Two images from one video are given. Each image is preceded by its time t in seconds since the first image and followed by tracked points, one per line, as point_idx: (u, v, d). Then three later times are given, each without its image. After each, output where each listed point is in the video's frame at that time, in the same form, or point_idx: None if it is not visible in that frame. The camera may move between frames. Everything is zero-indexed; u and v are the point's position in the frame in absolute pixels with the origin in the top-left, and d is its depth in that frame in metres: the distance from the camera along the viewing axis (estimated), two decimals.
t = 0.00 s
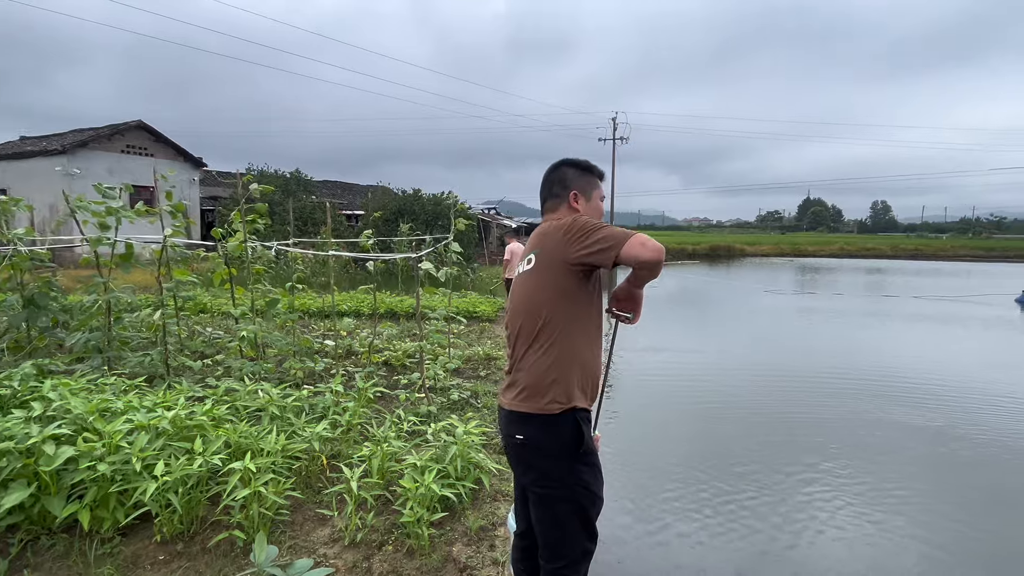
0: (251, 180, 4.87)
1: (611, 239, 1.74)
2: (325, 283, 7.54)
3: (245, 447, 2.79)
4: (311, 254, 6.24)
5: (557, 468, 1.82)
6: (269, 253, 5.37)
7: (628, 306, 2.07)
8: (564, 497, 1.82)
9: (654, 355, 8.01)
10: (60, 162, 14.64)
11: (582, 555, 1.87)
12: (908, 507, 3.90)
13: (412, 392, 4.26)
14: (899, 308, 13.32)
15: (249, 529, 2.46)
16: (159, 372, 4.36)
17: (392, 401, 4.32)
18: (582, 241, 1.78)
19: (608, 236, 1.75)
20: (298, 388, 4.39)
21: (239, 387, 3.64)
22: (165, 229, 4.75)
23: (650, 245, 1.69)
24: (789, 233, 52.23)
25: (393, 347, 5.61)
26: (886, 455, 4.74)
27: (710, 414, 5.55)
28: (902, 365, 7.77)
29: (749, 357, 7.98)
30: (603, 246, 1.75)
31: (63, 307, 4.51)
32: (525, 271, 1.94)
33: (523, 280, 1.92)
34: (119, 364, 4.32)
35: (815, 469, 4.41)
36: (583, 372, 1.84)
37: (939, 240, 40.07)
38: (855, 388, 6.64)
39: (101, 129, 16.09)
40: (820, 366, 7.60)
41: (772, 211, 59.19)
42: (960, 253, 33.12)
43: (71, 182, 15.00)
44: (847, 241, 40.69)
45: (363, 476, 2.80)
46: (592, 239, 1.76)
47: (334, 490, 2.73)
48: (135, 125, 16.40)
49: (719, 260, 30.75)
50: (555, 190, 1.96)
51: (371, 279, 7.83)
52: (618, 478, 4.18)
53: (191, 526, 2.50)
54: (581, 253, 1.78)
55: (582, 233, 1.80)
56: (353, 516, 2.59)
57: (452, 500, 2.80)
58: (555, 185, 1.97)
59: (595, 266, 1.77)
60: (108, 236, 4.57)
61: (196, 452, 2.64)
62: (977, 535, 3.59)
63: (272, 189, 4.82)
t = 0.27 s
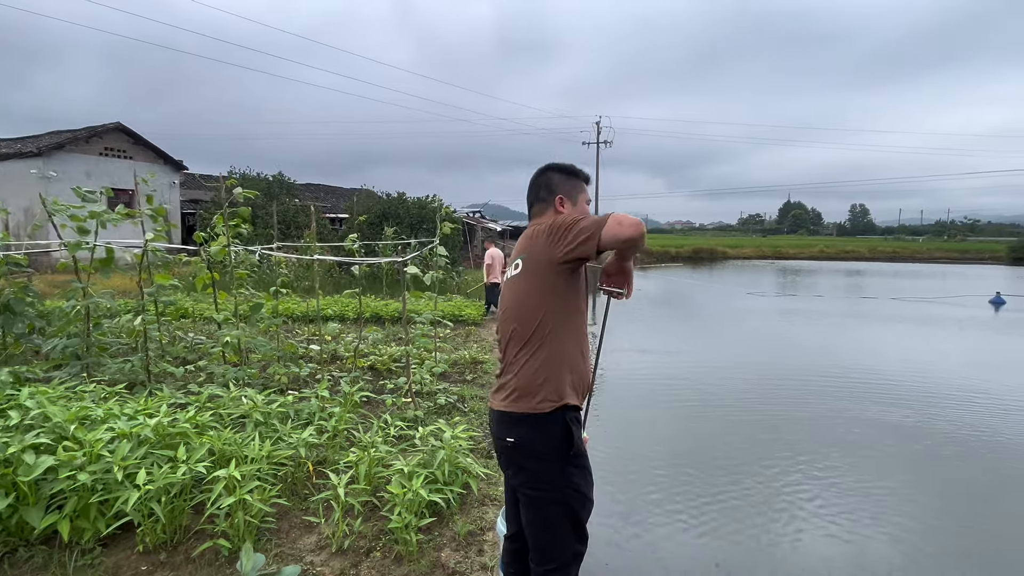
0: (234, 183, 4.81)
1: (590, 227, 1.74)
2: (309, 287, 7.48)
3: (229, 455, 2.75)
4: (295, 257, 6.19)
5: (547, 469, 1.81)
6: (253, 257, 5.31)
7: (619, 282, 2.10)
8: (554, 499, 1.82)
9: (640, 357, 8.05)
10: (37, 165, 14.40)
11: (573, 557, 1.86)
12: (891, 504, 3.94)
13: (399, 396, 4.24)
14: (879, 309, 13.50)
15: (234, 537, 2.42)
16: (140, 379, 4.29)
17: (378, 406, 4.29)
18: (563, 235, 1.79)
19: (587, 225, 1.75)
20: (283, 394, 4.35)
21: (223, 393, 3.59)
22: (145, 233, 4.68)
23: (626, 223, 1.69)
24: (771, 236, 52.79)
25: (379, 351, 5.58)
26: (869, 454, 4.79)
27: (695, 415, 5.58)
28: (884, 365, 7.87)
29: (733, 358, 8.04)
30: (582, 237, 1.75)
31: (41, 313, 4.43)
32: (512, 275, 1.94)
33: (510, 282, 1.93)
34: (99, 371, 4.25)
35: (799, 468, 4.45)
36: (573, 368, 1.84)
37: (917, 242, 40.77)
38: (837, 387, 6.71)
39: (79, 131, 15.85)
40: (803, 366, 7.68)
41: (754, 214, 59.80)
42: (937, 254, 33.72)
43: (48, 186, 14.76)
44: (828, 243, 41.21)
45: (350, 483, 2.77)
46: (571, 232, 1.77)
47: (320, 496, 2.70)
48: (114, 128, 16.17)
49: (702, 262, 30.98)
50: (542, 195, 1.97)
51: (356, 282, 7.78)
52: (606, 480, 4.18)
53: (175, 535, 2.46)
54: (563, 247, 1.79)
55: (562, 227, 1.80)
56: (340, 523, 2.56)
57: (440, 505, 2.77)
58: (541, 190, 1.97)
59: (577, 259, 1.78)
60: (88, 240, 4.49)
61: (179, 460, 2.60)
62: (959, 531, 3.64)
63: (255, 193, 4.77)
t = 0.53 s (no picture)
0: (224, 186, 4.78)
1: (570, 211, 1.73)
2: (299, 290, 7.44)
3: (220, 459, 2.72)
4: (286, 260, 6.15)
5: (543, 468, 1.81)
6: (243, 260, 5.27)
7: (610, 253, 2.07)
8: (550, 497, 1.81)
9: (632, 359, 8.06)
10: (23, 168, 14.26)
11: (570, 555, 1.85)
12: (883, 504, 3.95)
13: (392, 399, 4.22)
14: (868, 311, 13.59)
15: (226, 542, 2.40)
16: (128, 383, 4.25)
17: (371, 409, 4.27)
18: (547, 224, 1.78)
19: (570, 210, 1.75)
20: (274, 398, 4.32)
21: (213, 397, 3.56)
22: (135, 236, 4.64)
23: (598, 199, 1.66)
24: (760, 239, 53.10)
25: (371, 355, 5.55)
26: (860, 453, 4.81)
27: (687, 417, 5.59)
28: (873, 366, 7.91)
29: (725, 359, 8.06)
30: (565, 223, 1.74)
31: (27, 316, 4.38)
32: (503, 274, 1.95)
33: (502, 280, 1.94)
34: (88, 375, 4.20)
35: (791, 468, 4.45)
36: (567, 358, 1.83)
37: (904, 244, 41.15)
38: (828, 388, 6.74)
39: (66, 134, 15.72)
40: (793, 367, 7.71)
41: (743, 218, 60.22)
42: (924, 257, 34.05)
43: (34, 189, 14.62)
44: (817, 246, 41.48)
45: (343, 486, 2.75)
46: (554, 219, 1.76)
47: (313, 500, 2.68)
48: (102, 130, 16.05)
49: (692, 265, 31.11)
50: (531, 196, 1.96)
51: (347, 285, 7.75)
52: (599, 481, 4.18)
53: (166, 540, 2.44)
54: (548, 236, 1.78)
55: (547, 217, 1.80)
56: (333, 526, 2.55)
57: (434, 508, 2.76)
58: (530, 191, 1.97)
59: (564, 246, 1.77)
60: (76, 244, 4.45)
61: (169, 464, 2.57)
62: (949, 530, 3.66)
63: (245, 195, 4.74)
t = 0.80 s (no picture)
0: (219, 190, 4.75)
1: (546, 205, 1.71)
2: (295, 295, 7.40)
3: (213, 466, 2.69)
4: (281, 265, 6.12)
5: (531, 472, 1.77)
6: (238, 264, 5.24)
7: (604, 228, 2.02)
8: (540, 502, 1.78)
9: (629, 362, 8.04)
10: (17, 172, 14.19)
11: (564, 561, 1.82)
12: (881, 506, 3.94)
13: (387, 404, 4.18)
14: (864, 314, 13.61)
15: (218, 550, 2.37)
16: (121, 389, 4.21)
17: (366, 414, 4.23)
18: (526, 222, 1.77)
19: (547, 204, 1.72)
20: (269, 403, 4.28)
21: (207, 403, 3.52)
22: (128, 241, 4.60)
23: (570, 189, 1.64)
24: (756, 242, 53.22)
25: (367, 359, 5.51)
26: (857, 456, 4.79)
27: (685, 420, 5.57)
28: (869, 368, 7.91)
29: (721, 362, 8.05)
30: (542, 218, 1.72)
31: (19, 321, 4.33)
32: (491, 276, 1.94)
33: (489, 282, 1.93)
34: (81, 380, 4.16)
35: (789, 471, 4.44)
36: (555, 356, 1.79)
37: (898, 247, 41.30)
38: (825, 390, 6.73)
39: (60, 137, 15.66)
40: (790, 370, 7.70)
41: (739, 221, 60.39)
42: (918, 260, 34.18)
43: (27, 193, 14.54)
44: (812, 249, 41.57)
45: (338, 492, 2.72)
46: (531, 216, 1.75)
47: (307, 507, 2.65)
48: (96, 134, 15.99)
49: (689, 269, 31.15)
50: (521, 200, 1.95)
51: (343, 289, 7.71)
52: (596, 485, 4.15)
53: (157, 549, 2.41)
54: (528, 233, 1.77)
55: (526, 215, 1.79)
56: (327, 533, 2.51)
57: (430, 515, 2.73)
58: (520, 194, 1.95)
59: (544, 242, 1.75)
60: (69, 248, 4.41)
61: (161, 471, 2.54)
62: (948, 533, 3.64)
63: (240, 199, 4.70)
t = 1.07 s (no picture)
0: (216, 197, 4.71)
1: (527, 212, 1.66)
2: (293, 301, 7.35)
3: (207, 476, 2.65)
4: (278, 271, 6.08)
5: (523, 486, 1.73)
6: (234, 270, 5.19)
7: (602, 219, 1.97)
8: (533, 516, 1.73)
9: (629, 368, 7.99)
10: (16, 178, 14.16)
11: None
12: (884, 512, 3.89)
13: (385, 412, 4.14)
14: (864, 318, 13.58)
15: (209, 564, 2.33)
16: (117, 397, 4.18)
17: (364, 422, 4.19)
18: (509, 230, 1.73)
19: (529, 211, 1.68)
20: (265, 411, 4.23)
21: (201, 412, 3.47)
22: (124, 247, 4.57)
23: (547, 195, 1.59)
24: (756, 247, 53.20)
25: (365, 365, 5.47)
26: (860, 461, 4.75)
27: (686, 426, 5.52)
28: (870, 373, 7.87)
29: (721, 367, 8.00)
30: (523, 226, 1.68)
31: (14, 329, 4.29)
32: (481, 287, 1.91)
33: (479, 293, 1.90)
34: (75, 389, 4.11)
35: (790, 476, 4.39)
36: (546, 367, 1.75)
37: (898, 252, 41.30)
38: (825, 395, 6.69)
39: (59, 143, 15.64)
40: (790, 374, 7.66)
41: (739, 226, 60.42)
42: (918, 264, 34.17)
43: (26, 199, 14.52)
44: (812, 254, 41.56)
45: (333, 503, 2.68)
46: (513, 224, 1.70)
47: (301, 518, 2.61)
48: (95, 140, 15.98)
49: (688, 274, 31.13)
50: (512, 208, 1.90)
51: (341, 296, 7.67)
52: (597, 491, 4.10)
53: (149, 561, 2.37)
54: (511, 242, 1.73)
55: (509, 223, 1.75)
56: (321, 545, 2.47)
57: (426, 526, 2.69)
58: (510, 203, 1.90)
59: (528, 251, 1.70)
60: (64, 254, 4.37)
61: (153, 482, 2.50)
62: (952, 539, 3.59)
63: (236, 206, 4.66)
